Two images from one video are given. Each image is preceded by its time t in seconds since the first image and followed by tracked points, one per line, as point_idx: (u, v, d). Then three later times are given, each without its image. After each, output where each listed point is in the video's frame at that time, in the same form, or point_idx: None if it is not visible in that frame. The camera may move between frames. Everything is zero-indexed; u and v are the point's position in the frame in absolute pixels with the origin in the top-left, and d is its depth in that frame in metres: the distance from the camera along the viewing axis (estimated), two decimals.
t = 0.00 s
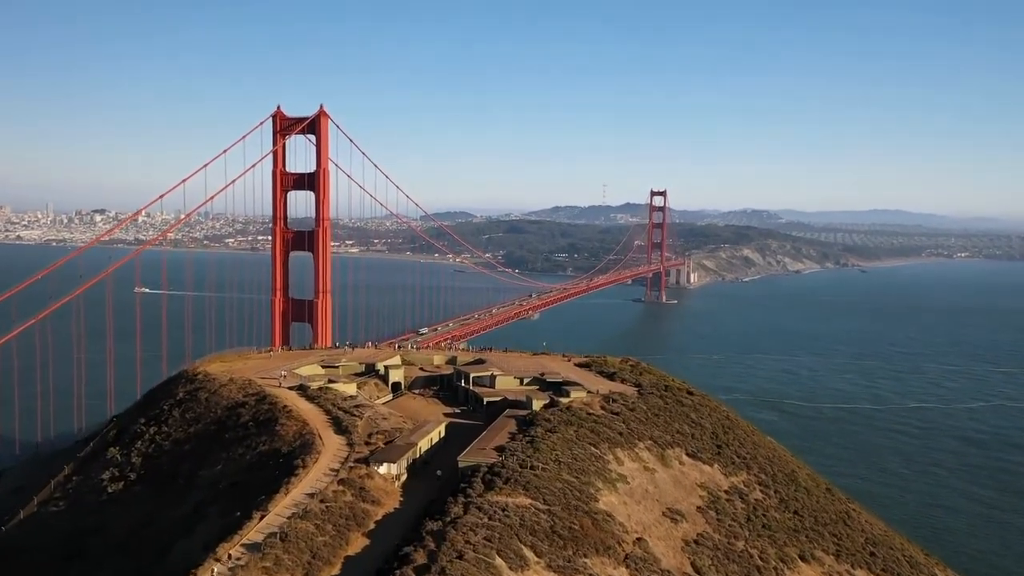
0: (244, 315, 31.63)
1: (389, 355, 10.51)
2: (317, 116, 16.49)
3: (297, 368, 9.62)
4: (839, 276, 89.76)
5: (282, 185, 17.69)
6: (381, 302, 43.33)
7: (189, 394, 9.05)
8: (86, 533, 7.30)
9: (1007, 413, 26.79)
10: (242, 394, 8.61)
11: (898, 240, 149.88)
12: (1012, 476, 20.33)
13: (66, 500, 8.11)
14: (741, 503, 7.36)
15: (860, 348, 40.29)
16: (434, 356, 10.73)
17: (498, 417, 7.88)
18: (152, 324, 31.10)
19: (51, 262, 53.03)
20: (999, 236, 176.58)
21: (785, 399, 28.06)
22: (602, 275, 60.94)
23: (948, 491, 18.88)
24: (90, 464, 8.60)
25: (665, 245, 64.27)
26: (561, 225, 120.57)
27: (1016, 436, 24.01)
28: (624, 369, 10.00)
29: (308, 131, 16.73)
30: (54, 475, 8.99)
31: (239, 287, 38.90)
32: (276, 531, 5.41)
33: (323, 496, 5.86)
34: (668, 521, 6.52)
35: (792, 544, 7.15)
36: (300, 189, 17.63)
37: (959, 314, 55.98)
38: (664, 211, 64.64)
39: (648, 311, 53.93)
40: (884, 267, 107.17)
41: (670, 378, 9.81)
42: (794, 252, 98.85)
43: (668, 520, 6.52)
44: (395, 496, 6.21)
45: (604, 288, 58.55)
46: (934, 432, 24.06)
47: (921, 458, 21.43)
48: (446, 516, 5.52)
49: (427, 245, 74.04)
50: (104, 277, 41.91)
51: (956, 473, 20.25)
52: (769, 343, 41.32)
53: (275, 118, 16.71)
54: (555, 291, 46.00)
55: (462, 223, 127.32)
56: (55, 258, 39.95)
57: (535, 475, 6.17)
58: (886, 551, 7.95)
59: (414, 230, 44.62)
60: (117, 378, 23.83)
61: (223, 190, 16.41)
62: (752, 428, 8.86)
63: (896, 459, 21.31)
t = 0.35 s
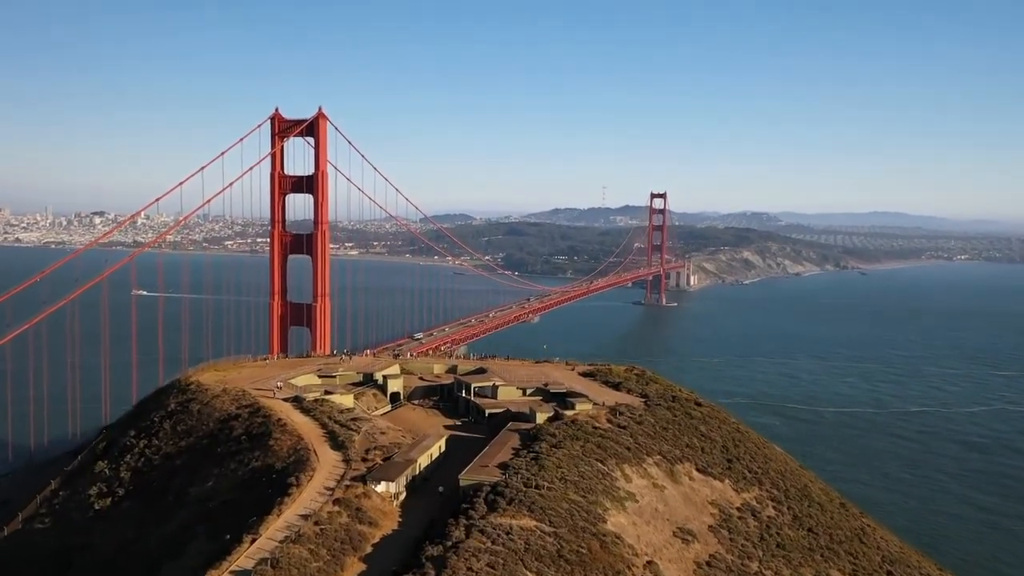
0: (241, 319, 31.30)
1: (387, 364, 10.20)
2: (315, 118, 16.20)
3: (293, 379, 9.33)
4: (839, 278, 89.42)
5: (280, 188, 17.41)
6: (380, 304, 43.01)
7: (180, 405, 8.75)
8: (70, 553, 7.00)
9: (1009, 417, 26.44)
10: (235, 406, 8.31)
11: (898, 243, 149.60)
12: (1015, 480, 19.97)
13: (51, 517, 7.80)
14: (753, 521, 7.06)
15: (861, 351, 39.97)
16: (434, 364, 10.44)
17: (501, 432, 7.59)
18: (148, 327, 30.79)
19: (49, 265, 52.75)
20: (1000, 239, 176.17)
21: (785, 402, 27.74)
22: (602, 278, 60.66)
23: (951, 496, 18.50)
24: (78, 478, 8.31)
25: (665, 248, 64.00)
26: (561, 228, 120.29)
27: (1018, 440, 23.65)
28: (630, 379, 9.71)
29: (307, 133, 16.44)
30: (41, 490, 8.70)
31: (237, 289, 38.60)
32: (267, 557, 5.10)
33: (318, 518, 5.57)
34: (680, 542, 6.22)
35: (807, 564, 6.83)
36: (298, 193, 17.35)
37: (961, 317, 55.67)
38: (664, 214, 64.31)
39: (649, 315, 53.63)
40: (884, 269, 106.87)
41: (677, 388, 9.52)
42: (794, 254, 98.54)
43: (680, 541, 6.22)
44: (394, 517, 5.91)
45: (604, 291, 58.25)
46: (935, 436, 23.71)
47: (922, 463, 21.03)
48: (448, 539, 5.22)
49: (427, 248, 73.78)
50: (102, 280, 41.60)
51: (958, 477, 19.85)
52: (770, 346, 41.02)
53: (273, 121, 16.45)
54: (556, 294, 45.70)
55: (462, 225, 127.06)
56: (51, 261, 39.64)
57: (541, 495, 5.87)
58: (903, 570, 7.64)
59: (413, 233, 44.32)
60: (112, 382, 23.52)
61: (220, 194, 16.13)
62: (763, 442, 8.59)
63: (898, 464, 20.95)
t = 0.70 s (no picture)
0: (238, 322, 31.04)
1: (386, 372, 9.95)
2: (315, 120, 15.95)
3: (290, 388, 9.07)
4: (839, 280, 89.19)
5: (279, 191, 17.16)
6: (378, 306, 42.73)
7: (173, 415, 8.50)
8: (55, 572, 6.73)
9: (1011, 421, 26.14)
10: (229, 417, 8.05)
11: (898, 244, 149.34)
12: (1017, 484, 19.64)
13: (38, 532, 7.53)
14: (765, 537, 6.80)
15: (861, 354, 39.69)
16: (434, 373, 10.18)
17: (503, 445, 7.32)
18: (145, 330, 30.54)
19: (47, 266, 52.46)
20: (999, 240, 176.04)
21: (785, 405, 27.47)
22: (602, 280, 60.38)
23: (953, 501, 18.17)
24: (66, 492, 8.05)
25: (665, 250, 63.73)
26: (562, 229, 120.03)
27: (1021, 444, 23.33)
28: (635, 388, 9.45)
29: (306, 136, 16.19)
30: (29, 503, 8.44)
31: (235, 292, 38.34)
32: None
33: (313, 539, 5.31)
34: (690, 562, 5.96)
35: None
36: (297, 195, 17.09)
37: (961, 319, 55.40)
38: (664, 216, 63.99)
39: (649, 317, 53.39)
40: (885, 271, 106.48)
41: (684, 398, 9.27)
42: (794, 256, 98.30)
43: (690, 561, 5.98)
44: (392, 538, 5.64)
45: (604, 293, 57.98)
46: (934, 439, 23.41)
47: (924, 467, 20.66)
48: (449, 563, 4.95)
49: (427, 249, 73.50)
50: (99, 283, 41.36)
51: (960, 481, 19.51)
52: (770, 348, 40.78)
53: (271, 122, 16.18)
54: (556, 296, 45.43)
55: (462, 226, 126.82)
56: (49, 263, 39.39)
57: (546, 515, 5.61)
58: None
59: (412, 234, 44.07)
60: (107, 385, 23.27)
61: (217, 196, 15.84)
62: (773, 453, 8.35)
63: (897, 467, 20.64)
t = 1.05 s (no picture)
0: (235, 325, 30.74)
1: (384, 383, 9.64)
2: (313, 123, 15.66)
3: (286, 400, 8.77)
4: (839, 283, 88.93)
5: (277, 194, 16.86)
6: (378, 309, 42.41)
7: (164, 429, 8.19)
8: None
9: (1014, 425, 25.83)
10: (222, 431, 7.74)
11: (899, 247, 149.07)
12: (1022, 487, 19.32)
13: (22, 552, 7.22)
14: (782, 559, 6.48)
15: (863, 358, 39.37)
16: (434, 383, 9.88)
17: (507, 463, 7.01)
18: (141, 333, 30.25)
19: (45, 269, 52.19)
20: (998, 243, 175.83)
21: (786, 409, 27.17)
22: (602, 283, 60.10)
23: (957, 504, 17.85)
24: (52, 509, 7.74)
25: (665, 253, 63.45)
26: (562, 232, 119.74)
27: None
28: (642, 400, 9.15)
29: (305, 139, 15.90)
30: (15, 521, 8.12)
31: (233, 295, 38.04)
32: None
33: (307, 567, 5.00)
34: None
35: None
36: (295, 199, 16.81)
37: (962, 323, 55.09)
38: (664, 219, 63.74)
39: (649, 320, 53.11)
40: (885, 274, 106.10)
41: (692, 411, 8.97)
42: (794, 259, 98.03)
43: None
44: (390, 565, 5.33)
45: (604, 296, 57.70)
46: (936, 441, 23.09)
47: (928, 471, 20.24)
48: None
49: (426, 252, 73.20)
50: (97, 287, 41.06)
51: (964, 485, 19.19)
52: (771, 352, 40.49)
53: (270, 125, 15.88)
54: (556, 300, 45.13)
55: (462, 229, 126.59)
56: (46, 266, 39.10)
57: (554, 541, 5.30)
58: None
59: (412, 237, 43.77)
60: (102, 389, 22.98)
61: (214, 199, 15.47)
62: (788, 470, 8.05)
63: (900, 469, 20.32)
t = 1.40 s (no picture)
0: (234, 328, 30.46)
1: (384, 394, 9.35)
2: (313, 125, 15.38)
3: (282, 412, 8.48)
4: (839, 286, 88.58)
5: (276, 197, 16.58)
6: (377, 312, 42.09)
7: (155, 443, 7.90)
8: None
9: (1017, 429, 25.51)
10: (215, 445, 7.45)
11: (900, 250, 148.66)
12: None
13: (7, 571, 6.93)
14: None
15: (864, 362, 39.04)
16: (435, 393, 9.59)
17: (511, 480, 6.72)
18: (139, 336, 29.99)
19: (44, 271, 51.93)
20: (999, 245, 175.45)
21: (788, 412, 26.87)
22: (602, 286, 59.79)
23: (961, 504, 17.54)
24: (39, 527, 7.45)
25: (665, 255, 63.14)
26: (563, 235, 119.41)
27: None
28: (650, 412, 8.85)
29: (304, 141, 15.62)
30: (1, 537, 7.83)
31: (232, 297, 37.75)
32: None
33: None
34: None
35: None
36: (294, 201, 16.53)
37: (964, 326, 54.73)
38: (664, 221, 63.44)
39: (649, 323, 52.80)
40: (885, 277, 105.76)
41: (702, 423, 8.68)
42: (795, 261, 97.72)
43: None
44: None
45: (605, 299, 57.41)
46: (938, 441, 22.79)
47: (927, 470, 19.88)
48: None
49: (426, 254, 72.92)
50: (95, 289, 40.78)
51: (967, 486, 18.87)
52: (772, 355, 40.19)
53: (268, 128, 15.64)
54: (557, 303, 44.85)
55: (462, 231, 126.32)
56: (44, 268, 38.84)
57: (564, 567, 5.01)
58: None
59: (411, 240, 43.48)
60: (97, 393, 22.70)
61: (211, 202, 15.20)
62: (801, 486, 7.78)
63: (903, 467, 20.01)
